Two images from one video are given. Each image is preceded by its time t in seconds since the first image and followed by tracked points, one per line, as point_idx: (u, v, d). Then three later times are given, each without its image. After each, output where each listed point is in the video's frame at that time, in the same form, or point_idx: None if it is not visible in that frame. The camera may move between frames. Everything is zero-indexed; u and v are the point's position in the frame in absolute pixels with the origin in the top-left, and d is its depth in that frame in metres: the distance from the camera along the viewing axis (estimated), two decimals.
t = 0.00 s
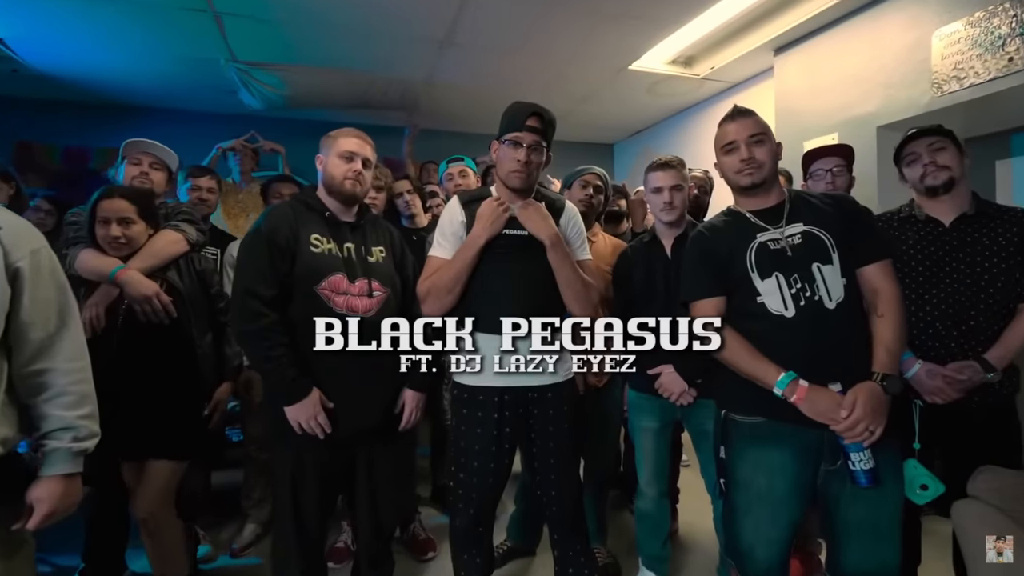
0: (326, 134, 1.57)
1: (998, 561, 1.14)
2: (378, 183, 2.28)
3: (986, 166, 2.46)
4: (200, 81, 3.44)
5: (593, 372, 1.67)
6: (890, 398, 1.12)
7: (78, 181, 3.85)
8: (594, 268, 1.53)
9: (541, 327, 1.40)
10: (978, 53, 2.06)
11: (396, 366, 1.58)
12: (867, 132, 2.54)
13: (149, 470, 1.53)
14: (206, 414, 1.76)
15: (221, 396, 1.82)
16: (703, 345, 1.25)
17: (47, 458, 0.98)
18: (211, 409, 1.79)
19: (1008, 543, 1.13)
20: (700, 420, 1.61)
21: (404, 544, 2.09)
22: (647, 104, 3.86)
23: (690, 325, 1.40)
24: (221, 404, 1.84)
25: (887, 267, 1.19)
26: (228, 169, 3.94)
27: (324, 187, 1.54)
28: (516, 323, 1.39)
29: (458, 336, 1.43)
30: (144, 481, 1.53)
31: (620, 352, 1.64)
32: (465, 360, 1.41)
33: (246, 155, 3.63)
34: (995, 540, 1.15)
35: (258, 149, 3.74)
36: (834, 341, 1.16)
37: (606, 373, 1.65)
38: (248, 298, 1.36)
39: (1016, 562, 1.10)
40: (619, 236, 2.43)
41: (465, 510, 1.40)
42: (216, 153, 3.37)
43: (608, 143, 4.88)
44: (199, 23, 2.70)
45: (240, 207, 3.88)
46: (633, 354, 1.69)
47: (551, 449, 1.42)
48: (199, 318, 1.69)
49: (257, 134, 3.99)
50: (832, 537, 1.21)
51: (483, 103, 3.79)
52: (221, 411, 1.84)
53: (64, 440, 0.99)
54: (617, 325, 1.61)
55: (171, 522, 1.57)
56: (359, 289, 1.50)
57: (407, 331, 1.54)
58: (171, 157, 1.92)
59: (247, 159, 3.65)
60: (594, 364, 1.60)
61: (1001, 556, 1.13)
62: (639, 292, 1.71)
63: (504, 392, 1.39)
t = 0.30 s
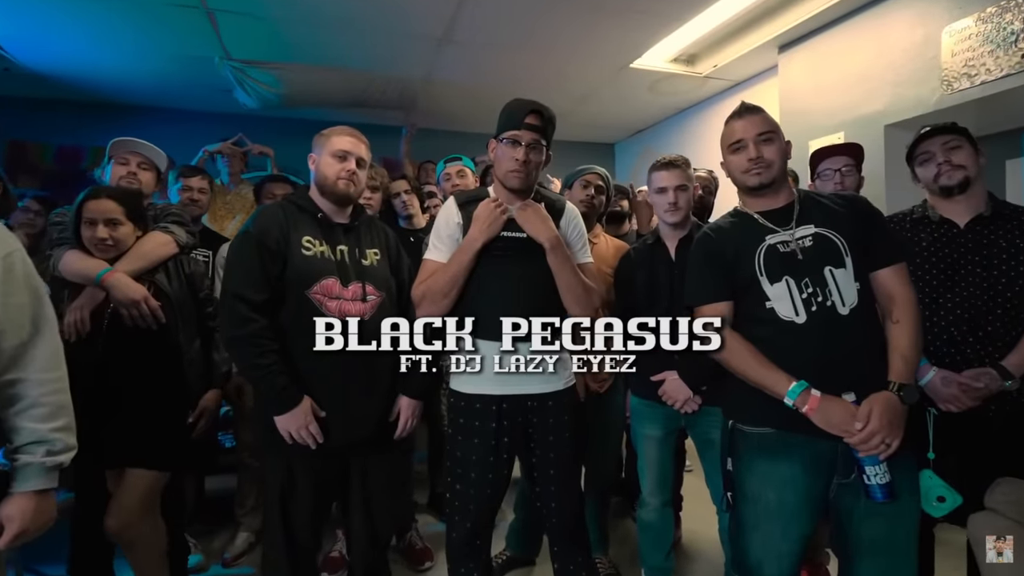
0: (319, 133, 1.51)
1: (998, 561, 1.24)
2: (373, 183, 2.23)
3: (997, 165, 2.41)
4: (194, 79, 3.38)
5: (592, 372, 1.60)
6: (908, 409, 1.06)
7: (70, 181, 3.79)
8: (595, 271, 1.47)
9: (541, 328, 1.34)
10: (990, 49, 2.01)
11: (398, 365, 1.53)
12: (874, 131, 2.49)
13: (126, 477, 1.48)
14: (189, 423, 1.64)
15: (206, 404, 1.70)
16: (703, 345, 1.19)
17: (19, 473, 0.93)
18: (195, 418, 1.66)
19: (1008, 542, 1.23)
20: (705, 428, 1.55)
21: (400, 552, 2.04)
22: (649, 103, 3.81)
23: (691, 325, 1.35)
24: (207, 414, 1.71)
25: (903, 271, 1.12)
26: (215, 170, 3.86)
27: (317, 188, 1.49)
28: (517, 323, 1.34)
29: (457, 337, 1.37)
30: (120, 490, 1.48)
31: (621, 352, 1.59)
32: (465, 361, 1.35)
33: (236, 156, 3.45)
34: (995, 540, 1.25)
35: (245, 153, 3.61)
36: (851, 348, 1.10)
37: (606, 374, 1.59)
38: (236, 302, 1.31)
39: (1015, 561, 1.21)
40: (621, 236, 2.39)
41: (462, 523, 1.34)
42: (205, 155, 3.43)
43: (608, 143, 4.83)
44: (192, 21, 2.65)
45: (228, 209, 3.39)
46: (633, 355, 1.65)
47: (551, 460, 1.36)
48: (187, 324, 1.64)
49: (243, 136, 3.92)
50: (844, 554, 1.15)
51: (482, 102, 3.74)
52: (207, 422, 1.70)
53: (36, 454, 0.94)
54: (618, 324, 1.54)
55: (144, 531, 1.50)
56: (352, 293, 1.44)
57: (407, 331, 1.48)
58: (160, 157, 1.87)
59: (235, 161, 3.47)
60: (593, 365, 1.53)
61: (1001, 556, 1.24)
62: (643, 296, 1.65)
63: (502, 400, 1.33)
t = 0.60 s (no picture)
0: (310, 131, 1.46)
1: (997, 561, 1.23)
2: (368, 183, 2.17)
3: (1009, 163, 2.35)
4: (188, 78, 3.33)
5: (592, 372, 1.56)
6: (927, 421, 1.01)
7: (64, 182, 3.75)
8: (597, 275, 1.41)
9: (541, 327, 1.29)
10: (1002, 45, 1.96)
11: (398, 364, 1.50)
12: (881, 130, 2.43)
13: (104, 488, 1.41)
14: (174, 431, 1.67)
15: (192, 413, 1.72)
16: (704, 345, 1.16)
17: None
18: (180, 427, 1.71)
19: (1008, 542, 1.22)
20: (711, 437, 1.50)
21: (397, 562, 1.99)
22: (650, 101, 3.75)
23: (690, 325, 1.38)
24: (193, 422, 1.73)
25: (920, 277, 1.07)
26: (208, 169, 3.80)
27: (309, 189, 1.44)
28: (516, 323, 1.29)
29: (457, 337, 1.31)
30: (96, 502, 1.41)
31: (620, 352, 1.53)
32: (465, 361, 1.31)
33: (229, 156, 3.48)
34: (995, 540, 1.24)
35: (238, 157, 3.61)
36: (869, 357, 1.04)
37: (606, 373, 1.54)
38: (224, 308, 1.25)
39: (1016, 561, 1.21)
40: (624, 237, 2.34)
41: (459, 537, 1.29)
42: (188, 156, 3.24)
43: (609, 142, 4.78)
44: (184, 17, 2.59)
45: (217, 209, 3.32)
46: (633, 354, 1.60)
47: (551, 472, 1.30)
48: (174, 329, 1.61)
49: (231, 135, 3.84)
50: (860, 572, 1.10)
51: (481, 101, 3.68)
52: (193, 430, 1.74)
53: (7, 470, 0.88)
54: (618, 324, 1.47)
55: (121, 545, 1.45)
56: (346, 298, 1.39)
57: (407, 330, 1.44)
58: (148, 157, 1.83)
59: (227, 160, 3.51)
60: (593, 364, 1.49)
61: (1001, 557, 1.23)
62: (646, 300, 1.59)
63: (501, 409, 1.28)
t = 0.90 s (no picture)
0: (302, 130, 1.41)
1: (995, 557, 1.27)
2: (363, 183, 2.12)
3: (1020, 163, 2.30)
4: (182, 75, 3.28)
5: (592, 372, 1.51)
6: (947, 434, 0.96)
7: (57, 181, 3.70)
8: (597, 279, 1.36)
9: (541, 328, 1.24)
10: (1013, 41, 1.90)
11: (398, 364, 1.45)
12: (888, 128, 2.38)
13: (84, 499, 1.38)
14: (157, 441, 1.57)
15: (177, 422, 1.64)
16: (705, 343, 1.18)
17: None
18: (163, 437, 1.62)
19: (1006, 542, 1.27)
20: (717, 447, 1.44)
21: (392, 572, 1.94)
22: (651, 100, 3.70)
23: (691, 325, 1.40)
24: (178, 431, 1.65)
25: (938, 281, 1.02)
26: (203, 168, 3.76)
27: (300, 189, 1.39)
28: (516, 323, 1.24)
29: (457, 337, 1.25)
30: (76, 511, 1.38)
31: (621, 351, 1.48)
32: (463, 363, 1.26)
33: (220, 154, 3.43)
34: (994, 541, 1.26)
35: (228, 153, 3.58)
36: (888, 364, 0.99)
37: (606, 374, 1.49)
38: (210, 314, 1.21)
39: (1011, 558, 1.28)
40: (625, 238, 2.29)
41: (455, 552, 1.24)
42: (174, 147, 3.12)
43: (610, 142, 4.73)
44: (178, 14, 2.55)
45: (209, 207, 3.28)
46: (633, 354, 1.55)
47: (551, 484, 1.25)
48: (161, 335, 1.55)
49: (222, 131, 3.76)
50: None
51: (480, 99, 3.63)
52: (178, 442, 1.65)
53: None
54: (618, 324, 1.40)
55: (98, 559, 1.41)
56: (338, 303, 1.33)
57: (407, 331, 1.37)
58: (135, 157, 1.81)
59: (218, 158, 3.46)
60: (593, 364, 1.44)
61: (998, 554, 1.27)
62: (649, 304, 1.54)
63: (499, 419, 1.23)
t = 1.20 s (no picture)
0: (293, 128, 1.36)
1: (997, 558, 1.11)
2: (357, 183, 2.07)
3: None
4: (175, 74, 3.24)
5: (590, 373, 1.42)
6: (965, 446, 0.92)
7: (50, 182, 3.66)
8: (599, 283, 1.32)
9: (541, 328, 1.19)
10: None
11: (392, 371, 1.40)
12: (894, 127, 2.34)
13: (66, 511, 1.35)
14: (138, 451, 1.49)
15: (162, 432, 1.57)
16: (704, 344, 1.24)
17: None
18: (146, 448, 1.52)
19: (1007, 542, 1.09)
20: (722, 455, 1.40)
21: None
22: (652, 99, 3.66)
23: (691, 325, 1.38)
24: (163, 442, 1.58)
25: (956, 286, 0.97)
26: (198, 168, 3.71)
27: (291, 190, 1.34)
28: (516, 323, 1.19)
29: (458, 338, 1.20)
30: (59, 524, 1.35)
31: (621, 351, 1.38)
32: (461, 367, 1.21)
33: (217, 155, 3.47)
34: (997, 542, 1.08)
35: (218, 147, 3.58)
36: (905, 373, 0.94)
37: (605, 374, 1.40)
38: (196, 320, 1.16)
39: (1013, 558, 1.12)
40: (627, 240, 2.25)
41: (451, 566, 1.19)
42: (166, 141, 3.07)
43: (610, 141, 4.69)
44: (171, 11, 2.50)
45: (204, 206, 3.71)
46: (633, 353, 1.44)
47: (551, 495, 1.20)
48: (149, 341, 1.52)
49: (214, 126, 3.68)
50: None
51: (479, 98, 3.59)
52: (165, 451, 1.58)
53: None
54: (619, 324, 1.33)
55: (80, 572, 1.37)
56: (330, 307, 1.28)
57: (407, 331, 1.28)
58: (123, 156, 1.78)
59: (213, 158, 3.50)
60: (595, 367, 1.36)
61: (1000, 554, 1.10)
62: (652, 307, 1.49)
63: (496, 428, 1.18)
